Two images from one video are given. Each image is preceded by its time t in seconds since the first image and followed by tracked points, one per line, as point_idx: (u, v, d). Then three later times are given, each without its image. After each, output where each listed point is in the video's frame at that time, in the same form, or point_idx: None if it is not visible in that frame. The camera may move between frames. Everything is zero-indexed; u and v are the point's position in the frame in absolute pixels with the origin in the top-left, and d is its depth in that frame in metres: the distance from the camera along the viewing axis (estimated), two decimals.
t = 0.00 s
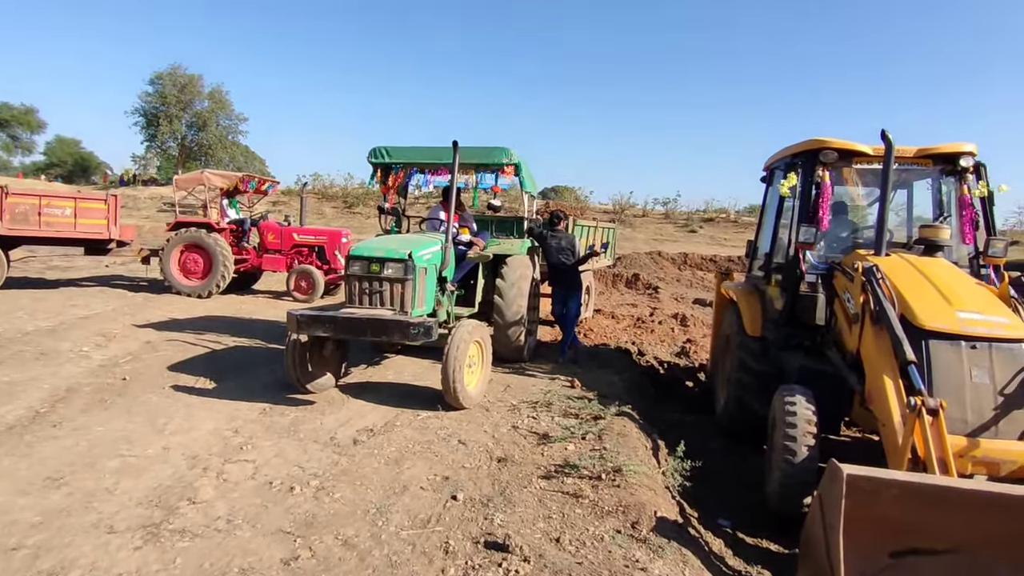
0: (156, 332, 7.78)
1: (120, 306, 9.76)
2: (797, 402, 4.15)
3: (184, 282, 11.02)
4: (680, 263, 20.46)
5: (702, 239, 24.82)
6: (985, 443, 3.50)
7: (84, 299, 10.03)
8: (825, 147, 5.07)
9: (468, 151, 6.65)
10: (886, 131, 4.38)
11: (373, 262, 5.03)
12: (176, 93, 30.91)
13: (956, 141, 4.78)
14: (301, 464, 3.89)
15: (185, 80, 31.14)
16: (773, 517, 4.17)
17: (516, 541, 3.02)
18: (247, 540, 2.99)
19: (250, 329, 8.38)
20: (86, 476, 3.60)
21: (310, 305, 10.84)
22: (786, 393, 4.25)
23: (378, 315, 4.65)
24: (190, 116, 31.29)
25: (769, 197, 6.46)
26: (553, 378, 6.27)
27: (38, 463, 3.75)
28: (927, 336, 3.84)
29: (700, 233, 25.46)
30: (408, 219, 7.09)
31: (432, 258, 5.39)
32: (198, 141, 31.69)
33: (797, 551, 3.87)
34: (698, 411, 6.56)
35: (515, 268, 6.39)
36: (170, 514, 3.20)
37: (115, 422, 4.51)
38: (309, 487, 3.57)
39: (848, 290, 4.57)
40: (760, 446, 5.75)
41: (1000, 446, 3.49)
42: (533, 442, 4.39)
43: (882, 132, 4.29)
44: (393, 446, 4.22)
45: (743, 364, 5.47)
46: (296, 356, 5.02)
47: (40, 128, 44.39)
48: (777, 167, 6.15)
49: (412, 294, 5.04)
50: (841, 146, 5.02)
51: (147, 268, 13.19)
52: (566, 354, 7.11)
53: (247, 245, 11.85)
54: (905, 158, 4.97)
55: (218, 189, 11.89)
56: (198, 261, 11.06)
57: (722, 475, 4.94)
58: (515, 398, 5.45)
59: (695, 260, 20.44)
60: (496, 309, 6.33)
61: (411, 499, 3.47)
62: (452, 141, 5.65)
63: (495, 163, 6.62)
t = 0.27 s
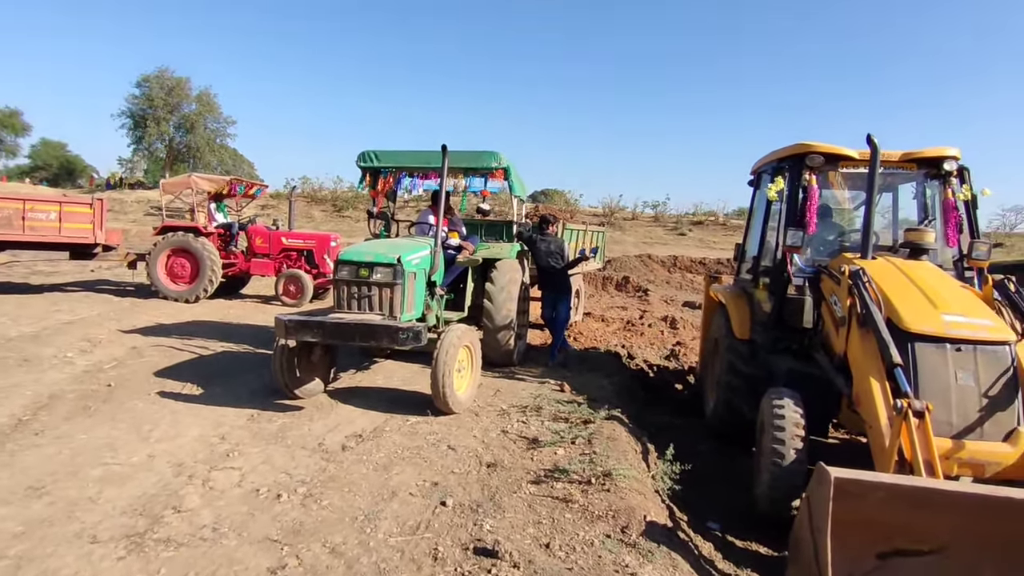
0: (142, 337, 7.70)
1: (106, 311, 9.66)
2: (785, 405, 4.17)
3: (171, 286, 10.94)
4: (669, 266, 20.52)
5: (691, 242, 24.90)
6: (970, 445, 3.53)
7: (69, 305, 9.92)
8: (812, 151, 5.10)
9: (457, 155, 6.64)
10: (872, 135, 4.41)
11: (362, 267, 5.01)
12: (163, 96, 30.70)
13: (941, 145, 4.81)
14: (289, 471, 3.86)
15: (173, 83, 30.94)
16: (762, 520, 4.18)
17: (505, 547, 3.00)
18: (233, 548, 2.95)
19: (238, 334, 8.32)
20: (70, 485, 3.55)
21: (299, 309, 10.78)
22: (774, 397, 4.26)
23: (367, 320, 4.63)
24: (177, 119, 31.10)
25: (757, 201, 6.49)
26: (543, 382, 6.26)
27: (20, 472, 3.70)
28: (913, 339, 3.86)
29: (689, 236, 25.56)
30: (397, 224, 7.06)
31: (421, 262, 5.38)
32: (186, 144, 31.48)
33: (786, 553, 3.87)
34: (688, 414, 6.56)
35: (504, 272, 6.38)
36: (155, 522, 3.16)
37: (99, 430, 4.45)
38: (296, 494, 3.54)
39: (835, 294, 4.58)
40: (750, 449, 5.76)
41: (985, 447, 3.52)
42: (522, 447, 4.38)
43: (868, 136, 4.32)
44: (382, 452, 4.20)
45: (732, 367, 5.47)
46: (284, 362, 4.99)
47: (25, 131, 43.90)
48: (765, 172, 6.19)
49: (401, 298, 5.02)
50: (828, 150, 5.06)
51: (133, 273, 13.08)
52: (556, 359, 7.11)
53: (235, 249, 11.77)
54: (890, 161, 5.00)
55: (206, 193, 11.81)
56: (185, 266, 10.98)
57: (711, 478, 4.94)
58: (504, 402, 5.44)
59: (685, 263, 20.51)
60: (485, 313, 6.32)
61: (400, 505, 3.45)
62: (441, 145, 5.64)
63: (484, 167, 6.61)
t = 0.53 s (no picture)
0: (132, 343, 7.65)
1: (95, 317, 9.59)
2: (777, 408, 4.17)
3: (161, 291, 10.87)
4: (662, 269, 20.56)
5: (683, 244, 24.97)
6: (961, 447, 3.55)
7: (57, 311, 9.84)
8: (802, 155, 5.12)
9: (449, 159, 6.63)
10: (861, 139, 4.43)
11: (353, 272, 4.98)
12: (153, 100, 30.53)
13: (930, 149, 4.84)
14: (280, 478, 3.84)
15: (164, 87, 30.78)
16: (755, 523, 4.18)
17: (498, 554, 2.99)
18: (223, 558, 2.93)
19: (228, 339, 8.27)
20: (57, 495, 3.51)
21: (290, 314, 10.74)
22: (767, 401, 4.26)
23: (358, 325, 4.61)
24: (168, 124, 30.94)
25: (748, 204, 6.52)
26: (535, 387, 6.25)
27: (7, 482, 3.65)
28: (903, 342, 3.88)
29: (681, 238, 25.62)
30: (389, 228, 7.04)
31: (412, 267, 5.36)
32: (176, 148, 31.33)
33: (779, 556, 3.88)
34: (681, 417, 6.57)
35: (497, 276, 6.37)
36: (144, 532, 3.14)
37: (88, 438, 4.41)
38: (288, 501, 3.52)
39: (826, 297, 4.60)
40: (742, 452, 5.76)
41: (975, 449, 3.53)
42: (515, 452, 4.37)
43: (858, 140, 4.34)
44: (375, 458, 4.18)
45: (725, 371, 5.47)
46: (275, 368, 4.96)
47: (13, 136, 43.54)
48: (755, 175, 6.21)
49: (393, 303, 5.00)
50: (818, 154, 5.08)
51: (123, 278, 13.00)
52: (549, 363, 7.10)
53: (226, 254, 11.71)
54: (880, 165, 5.03)
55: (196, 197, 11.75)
56: (176, 271, 10.91)
57: (704, 482, 4.94)
58: (497, 407, 5.43)
59: (677, 266, 20.56)
60: (478, 318, 6.30)
61: (393, 512, 3.43)
62: (432, 150, 5.62)
63: (476, 171, 6.60)
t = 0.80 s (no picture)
0: (126, 345, 7.62)
1: (89, 319, 9.54)
2: (772, 408, 4.18)
3: (155, 293, 10.83)
4: (658, 268, 20.57)
5: (679, 244, 25.00)
6: (956, 446, 3.55)
7: (51, 313, 9.80)
8: (797, 154, 5.12)
9: (444, 159, 6.62)
10: (855, 138, 4.43)
11: (349, 273, 4.97)
12: (148, 101, 30.42)
13: (924, 148, 4.85)
14: (275, 480, 3.82)
15: (158, 88, 30.67)
16: (751, 523, 4.18)
17: (494, 556, 2.98)
18: (218, 561, 2.91)
19: (223, 341, 8.24)
20: (51, 498, 3.49)
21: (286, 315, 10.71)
22: (763, 400, 4.27)
23: (354, 326, 4.59)
24: (162, 124, 30.84)
25: (743, 203, 6.52)
26: (531, 387, 6.24)
27: None
28: (898, 341, 3.88)
29: (677, 238, 25.64)
30: (384, 229, 7.03)
31: (408, 267, 5.34)
32: (171, 149, 31.23)
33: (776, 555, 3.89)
34: (677, 417, 6.57)
35: (492, 276, 6.36)
36: (138, 535, 3.12)
37: (82, 441, 4.39)
38: (283, 504, 3.51)
39: (822, 296, 4.60)
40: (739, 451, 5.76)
41: (970, 448, 3.54)
42: (512, 453, 4.36)
43: (852, 139, 4.34)
44: (370, 460, 4.17)
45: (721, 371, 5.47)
46: (271, 369, 4.94)
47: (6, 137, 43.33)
48: (750, 174, 6.21)
49: (389, 304, 4.99)
50: (812, 153, 5.08)
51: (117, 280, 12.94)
52: (545, 363, 7.10)
53: (220, 255, 11.67)
54: (874, 164, 5.04)
55: (191, 199, 11.72)
56: (170, 272, 10.87)
57: (701, 482, 4.94)
58: (493, 408, 5.42)
59: (673, 265, 20.58)
60: (474, 318, 6.29)
61: (389, 514, 3.42)
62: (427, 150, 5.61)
63: (471, 172, 6.60)
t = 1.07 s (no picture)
0: (124, 346, 7.60)
1: (88, 319, 9.53)
2: (772, 404, 4.17)
3: (154, 293, 10.81)
4: (657, 265, 20.55)
5: (678, 240, 24.98)
6: (956, 441, 3.54)
7: (49, 314, 9.77)
8: (795, 150, 5.11)
9: (442, 157, 6.60)
10: (854, 133, 4.42)
11: (347, 272, 4.96)
12: (145, 101, 30.35)
13: (922, 144, 4.85)
14: (275, 480, 3.81)
15: (155, 87, 30.59)
16: (751, 519, 4.18)
17: (494, 554, 2.98)
18: (217, 562, 2.90)
19: (222, 341, 8.23)
20: (49, 500, 3.48)
21: (284, 314, 10.70)
22: (763, 396, 4.26)
23: (352, 326, 4.58)
24: (160, 124, 30.78)
25: (742, 199, 6.51)
26: (531, 385, 6.23)
27: None
28: (898, 336, 3.88)
29: (676, 234, 25.62)
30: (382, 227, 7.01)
31: (406, 265, 5.33)
32: (169, 149, 31.17)
33: (776, 552, 3.88)
34: (677, 414, 6.56)
35: (491, 274, 6.35)
36: (137, 536, 3.11)
37: (80, 442, 4.38)
38: (282, 504, 3.49)
39: (821, 292, 4.58)
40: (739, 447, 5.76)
41: (971, 443, 3.53)
42: (511, 451, 4.36)
43: (850, 134, 4.33)
44: (370, 459, 4.16)
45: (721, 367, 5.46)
46: (269, 369, 4.93)
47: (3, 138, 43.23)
48: (749, 170, 6.20)
49: (387, 303, 4.98)
50: (811, 149, 5.07)
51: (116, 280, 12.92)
52: (544, 361, 7.08)
53: (219, 254, 11.65)
54: (873, 159, 5.03)
55: (189, 198, 11.69)
56: (169, 272, 10.85)
57: (701, 478, 4.94)
58: (492, 406, 5.41)
59: (672, 261, 20.57)
60: (473, 316, 6.28)
61: (388, 513, 3.41)
62: (425, 149, 5.59)
63: (469, 170, 6.58)
